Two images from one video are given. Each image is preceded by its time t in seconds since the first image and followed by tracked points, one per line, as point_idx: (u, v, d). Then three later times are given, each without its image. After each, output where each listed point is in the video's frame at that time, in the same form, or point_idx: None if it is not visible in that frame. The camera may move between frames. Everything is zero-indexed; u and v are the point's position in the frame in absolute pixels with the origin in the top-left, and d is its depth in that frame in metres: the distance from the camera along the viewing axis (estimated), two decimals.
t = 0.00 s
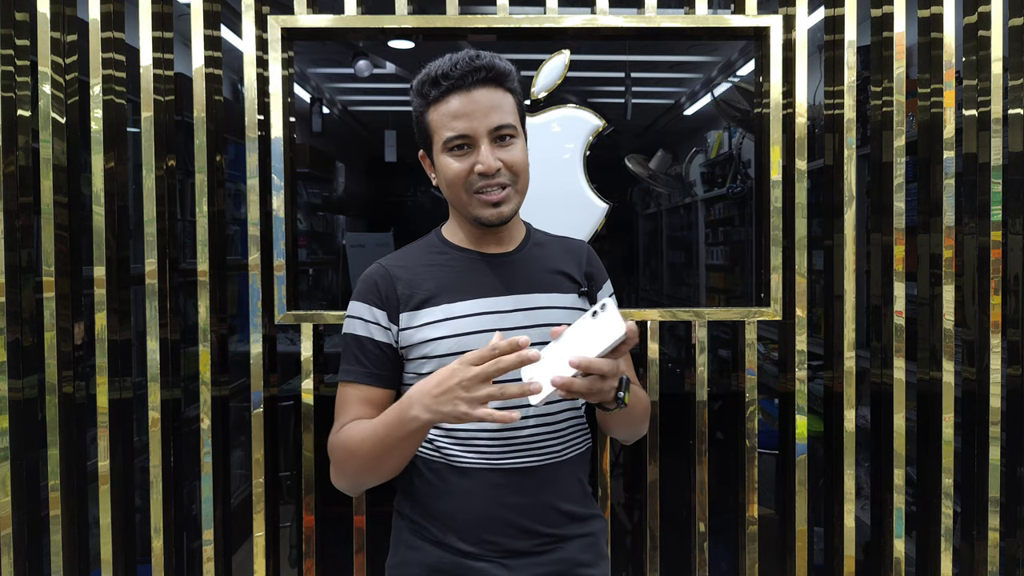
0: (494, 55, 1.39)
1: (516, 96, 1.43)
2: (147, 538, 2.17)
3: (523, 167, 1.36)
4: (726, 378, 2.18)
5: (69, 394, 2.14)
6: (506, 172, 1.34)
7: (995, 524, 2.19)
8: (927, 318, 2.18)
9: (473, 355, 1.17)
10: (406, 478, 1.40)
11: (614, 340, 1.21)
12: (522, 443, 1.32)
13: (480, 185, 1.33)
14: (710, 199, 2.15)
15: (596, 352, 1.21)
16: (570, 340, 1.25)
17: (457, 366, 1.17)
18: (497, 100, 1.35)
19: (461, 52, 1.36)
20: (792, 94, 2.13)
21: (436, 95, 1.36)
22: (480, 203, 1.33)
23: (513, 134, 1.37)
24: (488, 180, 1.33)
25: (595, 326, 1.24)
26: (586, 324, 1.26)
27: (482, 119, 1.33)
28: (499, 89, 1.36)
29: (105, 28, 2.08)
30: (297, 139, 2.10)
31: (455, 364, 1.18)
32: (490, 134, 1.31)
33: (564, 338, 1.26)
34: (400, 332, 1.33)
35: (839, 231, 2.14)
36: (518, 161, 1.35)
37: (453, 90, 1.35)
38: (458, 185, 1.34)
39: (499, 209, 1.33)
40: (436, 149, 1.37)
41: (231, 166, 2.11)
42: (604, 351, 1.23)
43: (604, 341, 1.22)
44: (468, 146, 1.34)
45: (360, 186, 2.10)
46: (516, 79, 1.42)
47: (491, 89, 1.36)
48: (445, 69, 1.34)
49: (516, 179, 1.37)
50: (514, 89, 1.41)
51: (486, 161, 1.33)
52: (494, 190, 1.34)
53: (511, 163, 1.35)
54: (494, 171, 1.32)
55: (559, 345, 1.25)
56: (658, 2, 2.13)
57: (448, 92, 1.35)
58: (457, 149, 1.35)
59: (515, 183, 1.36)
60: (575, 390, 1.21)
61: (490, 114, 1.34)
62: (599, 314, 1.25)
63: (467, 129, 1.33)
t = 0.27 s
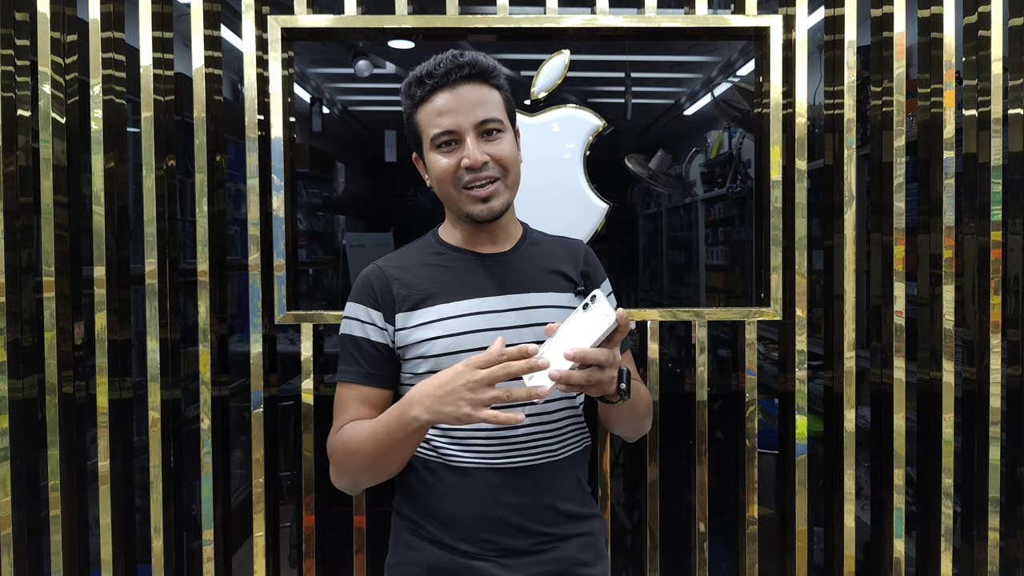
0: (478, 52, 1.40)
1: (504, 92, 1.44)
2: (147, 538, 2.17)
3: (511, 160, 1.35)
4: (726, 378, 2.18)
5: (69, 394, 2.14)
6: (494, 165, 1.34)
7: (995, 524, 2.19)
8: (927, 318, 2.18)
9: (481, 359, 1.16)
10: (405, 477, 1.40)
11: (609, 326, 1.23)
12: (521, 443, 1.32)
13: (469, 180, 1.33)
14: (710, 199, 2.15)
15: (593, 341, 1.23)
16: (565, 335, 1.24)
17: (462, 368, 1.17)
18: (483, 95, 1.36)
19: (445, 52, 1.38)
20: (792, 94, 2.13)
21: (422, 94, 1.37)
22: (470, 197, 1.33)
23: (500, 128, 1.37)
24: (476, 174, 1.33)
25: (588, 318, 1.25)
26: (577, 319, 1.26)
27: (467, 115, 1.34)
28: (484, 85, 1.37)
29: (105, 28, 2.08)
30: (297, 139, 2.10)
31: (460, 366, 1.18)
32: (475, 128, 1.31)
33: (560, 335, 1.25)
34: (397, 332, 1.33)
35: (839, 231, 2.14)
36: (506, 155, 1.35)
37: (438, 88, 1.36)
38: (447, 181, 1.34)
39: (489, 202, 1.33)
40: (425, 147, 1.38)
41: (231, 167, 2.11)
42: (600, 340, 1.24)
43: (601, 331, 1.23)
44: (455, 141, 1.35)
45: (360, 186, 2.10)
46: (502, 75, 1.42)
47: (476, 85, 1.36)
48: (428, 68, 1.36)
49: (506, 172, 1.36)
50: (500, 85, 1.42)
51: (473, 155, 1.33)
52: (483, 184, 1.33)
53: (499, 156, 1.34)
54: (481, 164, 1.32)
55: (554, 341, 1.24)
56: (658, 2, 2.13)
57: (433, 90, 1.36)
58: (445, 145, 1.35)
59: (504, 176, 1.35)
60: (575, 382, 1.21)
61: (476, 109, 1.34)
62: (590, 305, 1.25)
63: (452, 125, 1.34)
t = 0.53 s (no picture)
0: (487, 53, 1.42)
1: (509, 93, 1.45)
2: (147, 538, 2.17)
3: (516, 155, 1.35)
4: (726, 378, 2.18)
5: (69, 394, 2.14)
6: (499, 159, 1.34)
7: (995, 524, 2.19)
8: (927, 318, 2.18)
9: (423, 358, 1.09)
10: (404, 476, 1.40)
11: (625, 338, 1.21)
12: (519, 443, 1.32)
13: (474, 173, 1.33)
14: (710, 199, 2.15)
15: (606, 351, 1.21)
16: (580, 338, 1.25)
17: (413, 370, 1.11)
18: (489, 93, 1.37)
19: (454, 52, 1.41)
20: (792, 94, 2.13)
21: (430, 91, 1.40)
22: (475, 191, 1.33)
23: (506, 125, 1.37)
24: (481, 168, 1.33)
25: (604, 326, 1.23)
26: (593, 325, 1.24)
27: (473, 110, 1.35)
28: (490, 83, 1.38)
29: (105, 28, 2.08)
30: (297, 139, 2.10)
31: (409, 367, 1.12)
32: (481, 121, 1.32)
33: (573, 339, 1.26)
34: (396, 330, 1.33)
35: (839, 231, 2.14)
36: (511, 150, 1.35)
37: (446, 85, 1.38)
38: (452, 175, 1.34)
39: (494, 196, 1.33)
40: (432, 143, 1.38)
41: (231, 166, 2.11)
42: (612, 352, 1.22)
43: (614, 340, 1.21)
44: (461, 136, 1.35)
45: (360, 186, 2.10)
46: (508, 76, 1.44)
47: (482, 83, 1.38)
48: (437, 65, 1.39)
49: (510, 168, 1.36)
50: (506, 85, 1.43)
51: (478, 149, 1.33)
52: (488, 177, 1.33)
53: (504, 152, 1.34)
54: (486, 158, 1.32)
55: (567, 344, 1.25)
56: (658, 2, 2.13)
57: (441, 87, 1.38)
58: (451, 140, 1.36)
59: (509, 171, 1.35)
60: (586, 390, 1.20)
61: (482, 105, 1.36)
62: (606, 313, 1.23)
63: (459, 119, 1.34)
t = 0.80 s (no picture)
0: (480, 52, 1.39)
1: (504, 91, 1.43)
2: (147, 538, 2.17)
3: (525, 156, 1.36)
4: (726, 378, 2.18)
5: (69, 394, 2.14)
6: (510, 162, 1.34)
7: (995, 524, 2.19)
8: (927, 318, 2.18)
9: (506, 394, 1.16)
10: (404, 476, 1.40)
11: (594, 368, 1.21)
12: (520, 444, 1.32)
13: (486, 178, 1.33)
14: (710, 200, 2.15)
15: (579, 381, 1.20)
16: (551, 372, 1.22)
17: (485, 402, 1.17)
18: (490, 94, 1.36)
19: (446, 54, 1.37)
20: (792, 94, 2.13)
21: (428, 97, 1.36)
22: (488, 196, 1.33)
23: (509, 126, 1.37)
24: (493, 173, 1.33)
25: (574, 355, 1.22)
26: (562, 356, 1.23)
27: (478, 114, 1.33)
28: (489, 84, 1.37)
29: (105, 28, 2.08)
30: (297, 139, 2.10)
31: (482, 398, 1.18)
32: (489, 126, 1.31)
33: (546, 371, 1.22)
34: (399, 333, 1.33)
35: (839, 231, 2.15)
36: (519, 151, 1.36)
37: (445, 90, 1.35)
38: (463, 181, 1.34)
39: (508, 200, 1.34)
40: (436, 150, 1.37)
41: (231, 166, 2.11)
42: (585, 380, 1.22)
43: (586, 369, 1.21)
44: (467, 142, 1.34)
45: (360, 186, 2.10)
46: (503, 74, 1.42)
47: (482, 85, 1.36)
48: (433, 70, 1.35)
49: (519, 168, 1.37)
50: (502, 83, 1.41)
51: (489, 154, 1.32)
52: (500, 181, 1.34)
53: (513, 153, 1.35)
54: (498, 163, 1.32)
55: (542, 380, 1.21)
56: (658, 2, 2.13)
57: (440, 93, 1.35)
58: (458, 146, 1.35)
59: (519, 172, 1.36)
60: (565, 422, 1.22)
61: (485, 108, 1.34)
62: (575, 343, 1.23)
63: (464, 126, 1.33)
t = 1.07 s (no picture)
0: (478, 54, 1.37)
1: (503, 92, 1.42)
2: (147, 538, 2.17)
3: (519, 165, 1.35)
4: (726, 378, 2.18)
5: (68, 394, 2.14)
6: (504, 170, 1.34)
7: (995, 524, 2.19)
8: (927, 318, 2.18)
9: (503, 411, 1.16)
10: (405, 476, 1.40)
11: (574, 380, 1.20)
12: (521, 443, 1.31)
13: (478, 187, 1.33)
14: (710, 200, 2.15)
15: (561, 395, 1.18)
16: (535, 390, 1.20)
17: (483, 418, 1.18)
18: (486, 99, 1.35)
19: (444, 56, 1.35)
20: (792, 94, 2.13)
21: (423, 101, 1.35)
22: (480, 204, 1.33)
23: (506, 132, 1.36)
24: (486, 181, 1.33)
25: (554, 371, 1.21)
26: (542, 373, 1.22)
27: (473, 121, 1.33)
28: (486, 88, 1.35)
29: (105, 28, 2.08)
30: (297, 139, 2.10)
31: (480, 413, 1.19)
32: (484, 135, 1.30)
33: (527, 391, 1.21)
34: (398, 337, 1.33)
35: (839, 231, 2.15)
36: (514, 159, 1.35)
37: (440, 94, 1.34)
38: (455, 189, 1.34)
39: (500, 209, 1.34)
40: (430, 154, 1.36)
41: (231, 166, 2.11)
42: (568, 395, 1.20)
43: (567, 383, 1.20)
44: (462, 149, 1.34)
45: (360, 185, 2.10)
46: (502, 76, 1.40)
47: (479, 90, 1.34)
48: (430, 74, 1.33)
49: (513, 176, 1.37)
50: (501, 86, 1.40)
51: (482, 163, 1.32)
52: (493, 190, 1.33)
53: (507, 161, 1.35)
54: (492, 172, 1.32)
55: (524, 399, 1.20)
56: (658, 2, 2.13)
57: (436, 97, 1.34)
58: (452, 153, 1.34)
59: (513, 179, 1.36)
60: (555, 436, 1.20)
61: (481, 114, 1.33)
62: (556, 357, 1.23)
63: (459, 132, 1.33)
